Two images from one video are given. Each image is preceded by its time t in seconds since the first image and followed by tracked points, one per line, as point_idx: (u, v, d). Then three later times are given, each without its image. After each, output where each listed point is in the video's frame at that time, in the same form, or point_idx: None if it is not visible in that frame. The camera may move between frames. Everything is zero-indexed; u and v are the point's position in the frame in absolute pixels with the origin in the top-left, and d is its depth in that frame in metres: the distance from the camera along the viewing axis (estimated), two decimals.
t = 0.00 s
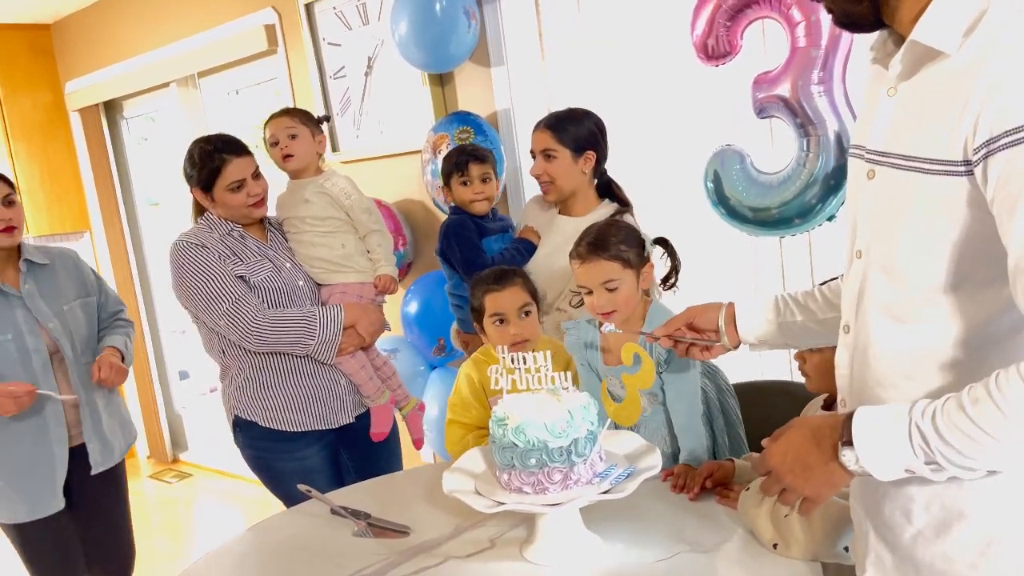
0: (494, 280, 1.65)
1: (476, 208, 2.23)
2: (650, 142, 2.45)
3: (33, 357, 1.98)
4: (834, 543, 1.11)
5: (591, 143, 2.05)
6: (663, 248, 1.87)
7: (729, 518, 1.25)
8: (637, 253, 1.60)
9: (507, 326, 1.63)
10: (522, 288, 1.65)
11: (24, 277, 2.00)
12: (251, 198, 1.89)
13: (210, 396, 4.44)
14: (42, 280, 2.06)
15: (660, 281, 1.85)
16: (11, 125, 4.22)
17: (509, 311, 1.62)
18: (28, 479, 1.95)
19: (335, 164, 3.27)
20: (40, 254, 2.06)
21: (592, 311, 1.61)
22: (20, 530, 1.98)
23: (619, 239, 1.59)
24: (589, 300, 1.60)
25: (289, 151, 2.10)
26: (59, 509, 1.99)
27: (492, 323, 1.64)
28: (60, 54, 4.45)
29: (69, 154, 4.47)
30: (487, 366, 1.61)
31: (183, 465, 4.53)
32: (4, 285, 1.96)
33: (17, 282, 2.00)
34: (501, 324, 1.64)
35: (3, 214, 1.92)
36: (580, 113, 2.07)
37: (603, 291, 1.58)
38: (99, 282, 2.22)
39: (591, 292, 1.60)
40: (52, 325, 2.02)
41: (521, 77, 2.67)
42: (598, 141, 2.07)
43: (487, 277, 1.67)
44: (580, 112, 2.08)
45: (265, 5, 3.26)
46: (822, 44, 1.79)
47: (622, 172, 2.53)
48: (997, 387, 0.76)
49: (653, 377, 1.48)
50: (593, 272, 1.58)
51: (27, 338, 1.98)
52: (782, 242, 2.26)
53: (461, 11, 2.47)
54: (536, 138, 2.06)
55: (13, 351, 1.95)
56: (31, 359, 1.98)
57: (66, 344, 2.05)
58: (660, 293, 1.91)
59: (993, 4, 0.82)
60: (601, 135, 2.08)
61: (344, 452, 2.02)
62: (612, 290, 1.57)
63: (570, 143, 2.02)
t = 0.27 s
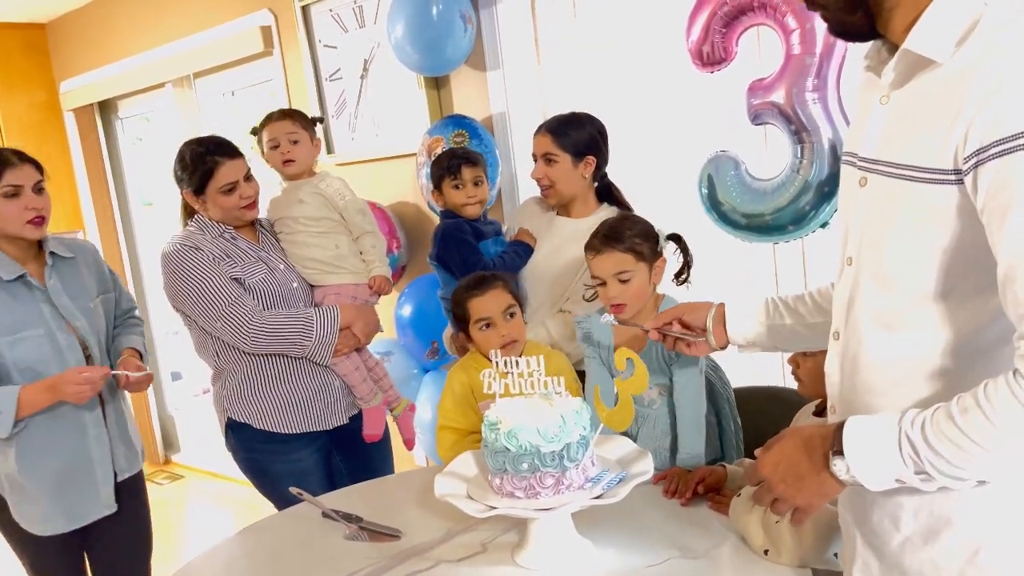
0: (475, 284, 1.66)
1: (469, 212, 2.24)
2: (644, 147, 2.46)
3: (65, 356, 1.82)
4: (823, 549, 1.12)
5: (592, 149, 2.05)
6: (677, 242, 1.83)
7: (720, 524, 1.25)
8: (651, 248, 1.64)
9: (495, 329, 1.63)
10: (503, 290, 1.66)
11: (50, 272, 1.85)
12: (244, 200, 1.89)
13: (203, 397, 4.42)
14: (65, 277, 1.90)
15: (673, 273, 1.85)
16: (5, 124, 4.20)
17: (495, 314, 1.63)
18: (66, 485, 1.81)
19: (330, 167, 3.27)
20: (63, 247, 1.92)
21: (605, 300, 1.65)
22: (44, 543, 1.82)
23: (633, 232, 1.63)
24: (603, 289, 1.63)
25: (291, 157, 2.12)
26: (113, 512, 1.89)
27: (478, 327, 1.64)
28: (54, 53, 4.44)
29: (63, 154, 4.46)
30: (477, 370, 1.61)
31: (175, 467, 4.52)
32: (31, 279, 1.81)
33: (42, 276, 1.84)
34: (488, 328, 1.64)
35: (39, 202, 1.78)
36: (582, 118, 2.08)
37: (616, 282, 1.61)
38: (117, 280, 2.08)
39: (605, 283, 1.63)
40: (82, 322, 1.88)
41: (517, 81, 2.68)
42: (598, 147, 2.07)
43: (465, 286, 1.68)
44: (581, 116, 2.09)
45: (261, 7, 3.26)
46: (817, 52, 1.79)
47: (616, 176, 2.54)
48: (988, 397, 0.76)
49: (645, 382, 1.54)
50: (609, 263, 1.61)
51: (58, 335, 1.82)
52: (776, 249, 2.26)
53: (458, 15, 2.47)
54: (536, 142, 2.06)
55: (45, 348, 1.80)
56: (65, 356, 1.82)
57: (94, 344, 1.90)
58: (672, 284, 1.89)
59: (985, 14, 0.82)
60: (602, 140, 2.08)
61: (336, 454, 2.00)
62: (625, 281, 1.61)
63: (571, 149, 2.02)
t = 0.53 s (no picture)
0: (467, 283, 1.66)
1: (465, 213, 2.22)
2: (640, 150, 2.46)
3: (106, 355, 1.71)
4: (816, 553, 1.13)
5: (586, 150, 2.05)
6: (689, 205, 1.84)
7: (712, 527, 1.25)
8: (661, 216, 1.63)
9: (489, 328, 1.63)
10: (496, 289, 1.66)
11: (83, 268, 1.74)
12: (234, 201, 1.88)
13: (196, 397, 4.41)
14: (96, 279, 1.79)
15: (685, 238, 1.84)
16: None
17: (488, 313, 1.63)
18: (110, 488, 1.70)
19: (326, 167, 3.27)
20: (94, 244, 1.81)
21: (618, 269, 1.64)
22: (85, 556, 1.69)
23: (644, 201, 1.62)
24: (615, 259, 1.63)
25: (295, 160, 2.10)
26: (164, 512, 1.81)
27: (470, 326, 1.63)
28: (50, 51, 4.43)
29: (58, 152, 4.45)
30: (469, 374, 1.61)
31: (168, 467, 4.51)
32: (62, 274, 1.69)
33: (75, 273, 1.73)
34: (483, 328, 1.63)
35: (78, 194, 1.68)
36: (579, 120, 2.07)
37: (628, 252, 1.61)
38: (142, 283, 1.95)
39: (617, 251, 1.63)
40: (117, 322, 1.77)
41: (513, 83, 2.68)
42: (594, 150, 2.08)
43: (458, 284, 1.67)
44: (578, 117, 2.09)
45: (258, 7, 3.26)
46: (813, 57, 1.80)
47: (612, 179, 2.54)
48: (976, 402, 0.76)
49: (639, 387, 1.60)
50: (619, 236, 1.61)
51: (97, 334, 1.71)
52: (771, 252, 2.27)
53: (455, 17, 2.47)
54: (531, 140, 2.06)
55: (86, 346, 1.69)
56: (106, 354, 1.71)
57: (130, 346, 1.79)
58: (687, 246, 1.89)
59: (977, 20, 0.83)
60: (597, 143, 2.08)
61: (326, 454, 2.00)
62: (637, 251, 1.61)
63: (566, 148, 2.02)
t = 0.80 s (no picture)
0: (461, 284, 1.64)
1: (459, 215, 2.21)
2: (638, 150, 2.46)
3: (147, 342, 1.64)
4: (809, 555, 1.11)
5: (579, 150, 2.05)
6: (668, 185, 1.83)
7: (708, 528, 1.25)
8: (644, 197, 1.67)
9: (488, 326, 1.61)
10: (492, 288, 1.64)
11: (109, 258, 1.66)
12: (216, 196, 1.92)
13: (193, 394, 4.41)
14: (118, 270, 1.71)
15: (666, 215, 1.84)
16: None
17: (488, 311, 1.61)
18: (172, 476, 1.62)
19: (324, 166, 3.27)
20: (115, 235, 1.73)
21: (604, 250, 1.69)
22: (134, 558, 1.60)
23: (626, 183, 1.65)
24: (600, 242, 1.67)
25: (289, 159, 2.07)
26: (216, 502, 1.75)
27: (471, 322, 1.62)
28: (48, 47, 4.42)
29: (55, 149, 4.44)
30: (464, 373, 1.60)
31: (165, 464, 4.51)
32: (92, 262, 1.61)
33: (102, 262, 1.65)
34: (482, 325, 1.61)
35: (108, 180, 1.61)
36: (569, 121, 2.07)
37: (613, 234, 1.66)
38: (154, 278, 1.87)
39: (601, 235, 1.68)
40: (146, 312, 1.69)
41: (512, 83, 2.68)
42: (587, 152, 2.08)
43: (450, 285, 1.66)
44: (572, 119, 2.08)
45: (256, 4, 3.26)
46: (811, 60, 1.80)
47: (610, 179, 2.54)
48: (940, 390, 0.75)
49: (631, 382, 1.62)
50: (604, 219, 1.65)
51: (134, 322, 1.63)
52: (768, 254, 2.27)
53: (454, 17, 2.47)
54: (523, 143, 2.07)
55: (128, 332, 1.61)
56: (148, 341, 1.64)
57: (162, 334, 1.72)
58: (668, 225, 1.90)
59: (965, 23, 0.82)
60: (591, 146, 2.08)
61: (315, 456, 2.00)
62: (622, 233, 1.65)
63: (557, 150, 2.03)
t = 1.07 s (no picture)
0: (451, 281, 1.67)
1: (459, 209, 2.24)
2: (637, 147, 2.46)
3: (170, 336, 1.57)
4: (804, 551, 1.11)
5: (575, 147, 2.05)
6: (640, 180, 1.91)
7: (704, 524, 1.25)
8: (620, 189, 1.67)
9: (476, 321, 1.63)
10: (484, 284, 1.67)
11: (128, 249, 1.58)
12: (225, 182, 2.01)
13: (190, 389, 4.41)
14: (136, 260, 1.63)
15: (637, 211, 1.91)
16: None
17: (477, 305, 1.64)
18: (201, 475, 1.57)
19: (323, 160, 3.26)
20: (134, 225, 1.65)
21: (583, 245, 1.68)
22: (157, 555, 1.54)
23: (603, 177, 1.65)
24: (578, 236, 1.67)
25: (275, 157, 2.07)
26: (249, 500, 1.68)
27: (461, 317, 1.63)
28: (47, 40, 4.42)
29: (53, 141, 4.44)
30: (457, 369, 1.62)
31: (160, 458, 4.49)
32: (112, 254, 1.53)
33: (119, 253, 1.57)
34: (473, 318, 1.63)
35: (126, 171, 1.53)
36: (567, 118, 2.07)
37: (591, 227, 1.65)
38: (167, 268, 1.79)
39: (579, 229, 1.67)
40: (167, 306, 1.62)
41: (512, 79, 2.68)
42: (584, 149, 2.08)
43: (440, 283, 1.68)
44: (568, 115, 2.08)
45: None
46: (811, 58, 1.80)
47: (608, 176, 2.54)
48: (877, 339, 0.80)
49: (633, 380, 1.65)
50: (581, 212, 1.65)
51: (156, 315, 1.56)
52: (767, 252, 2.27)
53: (454, 12, 2.47)
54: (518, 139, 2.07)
55: (152, 326, 1.53)
56: (171, 335, 1.57)
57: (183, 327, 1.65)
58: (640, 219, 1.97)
59: (959, 18, 0.83)
60: (587, 143, 2.08)
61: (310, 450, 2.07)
62: (599, 226, 1.66)
63: (553, 146, 2.03)
